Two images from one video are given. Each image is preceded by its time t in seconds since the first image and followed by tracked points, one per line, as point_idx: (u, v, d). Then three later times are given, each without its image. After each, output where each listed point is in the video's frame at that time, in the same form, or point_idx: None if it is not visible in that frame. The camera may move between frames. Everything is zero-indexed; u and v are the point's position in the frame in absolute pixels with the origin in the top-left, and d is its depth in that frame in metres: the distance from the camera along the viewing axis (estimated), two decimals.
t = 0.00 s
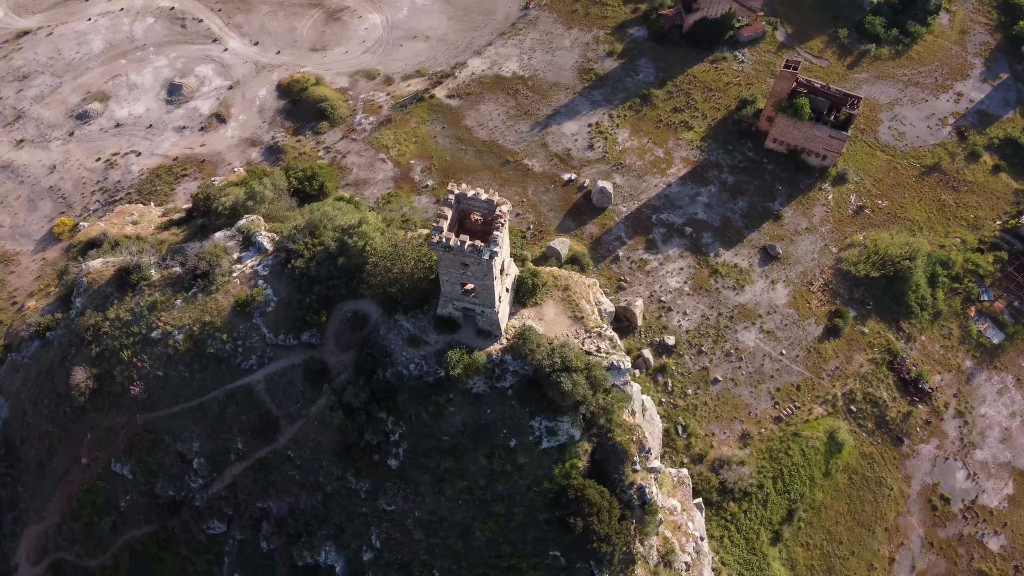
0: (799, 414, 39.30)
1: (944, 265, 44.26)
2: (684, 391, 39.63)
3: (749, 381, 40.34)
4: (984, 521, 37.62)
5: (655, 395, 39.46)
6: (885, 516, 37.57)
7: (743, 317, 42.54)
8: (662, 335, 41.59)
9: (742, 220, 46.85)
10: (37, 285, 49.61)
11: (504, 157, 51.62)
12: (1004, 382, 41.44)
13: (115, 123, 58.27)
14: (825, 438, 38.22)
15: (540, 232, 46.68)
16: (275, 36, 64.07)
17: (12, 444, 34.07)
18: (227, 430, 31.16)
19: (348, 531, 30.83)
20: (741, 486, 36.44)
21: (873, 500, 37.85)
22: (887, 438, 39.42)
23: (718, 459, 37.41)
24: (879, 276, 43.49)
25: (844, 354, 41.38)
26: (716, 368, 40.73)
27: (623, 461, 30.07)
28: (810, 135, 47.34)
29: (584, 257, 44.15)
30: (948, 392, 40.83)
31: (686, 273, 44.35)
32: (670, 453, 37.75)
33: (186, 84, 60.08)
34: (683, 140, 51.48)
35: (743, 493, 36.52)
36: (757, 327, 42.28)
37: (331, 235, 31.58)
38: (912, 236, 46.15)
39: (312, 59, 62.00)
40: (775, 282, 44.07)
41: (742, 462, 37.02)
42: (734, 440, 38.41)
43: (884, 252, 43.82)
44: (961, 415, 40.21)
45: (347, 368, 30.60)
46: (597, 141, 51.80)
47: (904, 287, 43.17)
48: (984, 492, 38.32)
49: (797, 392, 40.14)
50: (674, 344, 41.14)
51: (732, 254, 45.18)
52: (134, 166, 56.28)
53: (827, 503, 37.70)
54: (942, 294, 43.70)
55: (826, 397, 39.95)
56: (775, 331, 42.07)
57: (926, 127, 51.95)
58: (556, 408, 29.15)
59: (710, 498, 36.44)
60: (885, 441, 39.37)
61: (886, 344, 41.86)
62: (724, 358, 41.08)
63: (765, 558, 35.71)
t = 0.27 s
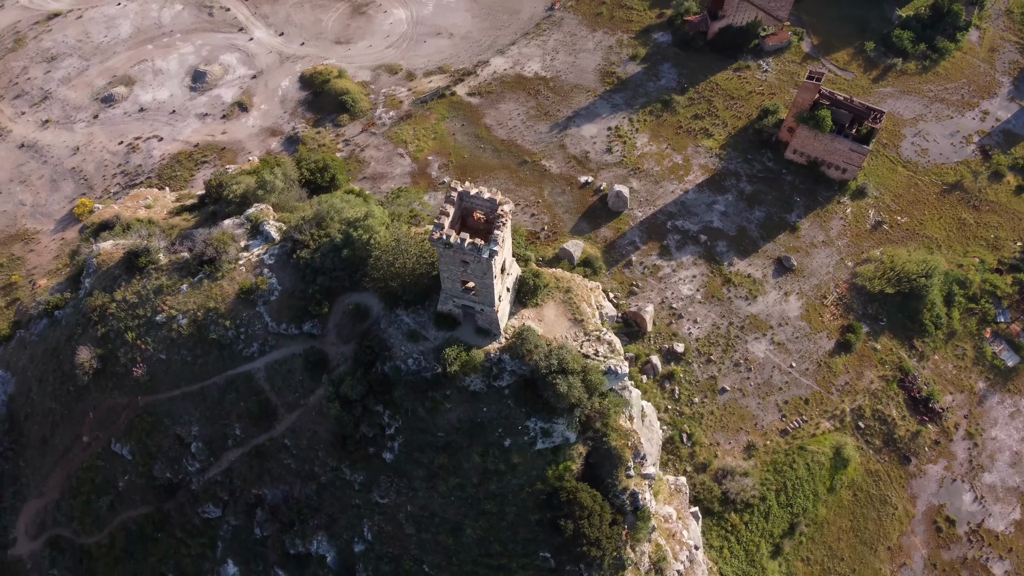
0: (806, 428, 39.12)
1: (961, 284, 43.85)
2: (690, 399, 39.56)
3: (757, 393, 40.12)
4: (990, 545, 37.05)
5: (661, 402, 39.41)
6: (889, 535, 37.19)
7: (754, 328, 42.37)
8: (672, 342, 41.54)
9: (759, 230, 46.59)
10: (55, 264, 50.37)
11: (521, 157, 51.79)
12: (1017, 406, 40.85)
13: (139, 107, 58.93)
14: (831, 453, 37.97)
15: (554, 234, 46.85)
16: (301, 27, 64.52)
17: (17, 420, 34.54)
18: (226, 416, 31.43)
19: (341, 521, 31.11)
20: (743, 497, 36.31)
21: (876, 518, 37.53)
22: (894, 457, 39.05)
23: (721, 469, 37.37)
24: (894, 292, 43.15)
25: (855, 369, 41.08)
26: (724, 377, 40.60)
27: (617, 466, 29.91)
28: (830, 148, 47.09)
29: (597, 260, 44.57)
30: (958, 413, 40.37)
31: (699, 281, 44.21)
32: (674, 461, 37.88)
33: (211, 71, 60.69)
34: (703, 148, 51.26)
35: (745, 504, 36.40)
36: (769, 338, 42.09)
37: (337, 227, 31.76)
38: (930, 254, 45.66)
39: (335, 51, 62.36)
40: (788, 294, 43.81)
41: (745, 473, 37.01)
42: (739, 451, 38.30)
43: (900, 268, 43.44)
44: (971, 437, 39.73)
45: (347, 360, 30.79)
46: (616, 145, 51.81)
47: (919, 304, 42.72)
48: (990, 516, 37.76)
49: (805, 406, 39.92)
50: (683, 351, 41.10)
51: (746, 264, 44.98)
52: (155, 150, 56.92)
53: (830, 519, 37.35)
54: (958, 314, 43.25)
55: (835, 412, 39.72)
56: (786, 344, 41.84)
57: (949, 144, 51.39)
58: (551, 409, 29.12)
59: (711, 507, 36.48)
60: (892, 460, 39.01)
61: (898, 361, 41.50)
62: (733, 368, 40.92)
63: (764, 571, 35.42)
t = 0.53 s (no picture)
0: (813, 443, 38.77)
1: (979, 305, 43.27)
2: (697, 408, 39.33)
3: (764, 405, 39.85)
4: (994, 570, 36.77)
5: (668, 410, 39.22)
6: (891, 555, 36.99)
7: (765, 339, 42.10)
8: (681, 349, 41.42)
9: (775, 241, 46.30)
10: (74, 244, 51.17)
11: (539, 157, 51.85)
12: None
13: (163, 93, 59.59)
14: (837, 469, 37.63)
15: (569, 236, 46.97)
16: (327, 20, 64.91)
17: (22, 396, 35.03)
18: (226, 401, 31.68)
19: (334, 512, 31.31)
20: (746, 509, 36.13)
21: (880, 536, 37.29)
22: (901, 476, 38.69)
23: (725, 480, 37.22)
24: (909, 310, 42.64)
25: (865, 386, 40.67)
26: (732, 388, 40.33)
27: (611, 470, 29.92)
28: (852, 161, 46.55)
29: (610, 264, 44.16)
30: (969, 435, 39.85)
31: (712, 289, 43.99)
32: (677, 469, 37.74)
33: (236, 60, 61.25)
34: (722, 156, 50.96)
35: (747, 516, 36.21)
36: (780, 350, 41.79)
37: (344, 220, 31.91)
38: (947, 272, 45.13)
39: (360, 45, 62.67)
40: (802, 306, 43.47)
41: (749, 484, 36.81)
42: (744, 462, 38.03)
43: (918, 287, 43.00)
44: (980, 460, 39.24)
45: (347, 351, 30.96)
46: (634, 149, 51.69)
47: (934, 323, 42.11)
48: (997, 541, 37.43)
49: (813, 420, 39.57)
50: (692, 360, 40.92)
51: (760, 275, 44.72)
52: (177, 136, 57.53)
53: (834, 535, 37.16)
54: (973, 335, 42.69)
55: (842, 428, 39.35)
56: (797, 357, 41.53)
57: (973, 162, 50.77)
58: (546, 411, 29.11)
59: (712, 518, 36.35)
60: (898, 479, 38.65)
61: (909, 380, 41.03)
62: (742, 379, 40.67)
63: None
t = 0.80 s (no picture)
0: (819, 458, 38.58)
1: (996, 327, 42.60)
2: (703, 417, 39.34)
3: (771, 418, 39.68)
4: None
5: (674, 417, 39.22)
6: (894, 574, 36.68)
7: (775, 352, 41.88)
8: (690, 358, 41.33)
9: (790, 253, 45.99)
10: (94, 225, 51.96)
11: (558, 159, 51.97)
12: None
13: (188, 79, 60.27)
14: (842, 486, 37.23)
15: (583, 239, 47.01)
16: (353, 13, 65.26)
17: (29, 372, 35.56)
18: (227, 387, 31.97)
19: (328, 502, 31.50)
20: (747, 522, 36.02)
21: (882, 556, 37.02)
22: (907, 496, 38.31)
23: (727, 491, 37.24)
24: (924, 329, 42.11)
25: (875, 404, 40.28)
26: (740, 399, 40.21)
27: (604, 475, 29.82)
28: (872, 176, 46.29)
29: (623, 269, 44.02)
30: (978, 459, 39.37)
31: (725, 299, 43.82)
32: (680, 478, 37.76)
33: (261, 50, 61.78)
34: (742, 165, 50.65)
35: (748, 529, 36.10)
36: (790, 363, 41.55)
37: (351, 212, 32.08)
38: (965, 293, 44.52)
39: (384, 40, 62.95)
40: (814, 320, 43.17)
41: (751, 497, 36.69)
42: (748, 474, 37.94)
43: (934, 306, 42.49)
44: (989, 484, 38.74)
45: (347, 343, 31.16)
46: (653, 155, 51.55)
47: (949, 342, 41.67)
48: (1002, 567, 36.96)
49: (820, 436, 39.34)
50: (701, 369, 40.81)
51: (775, 286, 44.43)
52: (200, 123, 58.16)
53: (835, 552, 36.95)
54: (988, 357, 42.08)
55: (849, 445, 39.05)
56: (807, 370, 41.26)
57: (998, 183, 50.01)
58: (541, 412, 28.92)
59: (714, 528, 36.28)
60: (904, 499, 38.28)
61: (921, 400, 40.56)
62: (750, 391, 40.49)
63: None
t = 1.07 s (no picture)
0: (824, 474, 38.24)
1: (1012, 351, 41.74)
2: (709, 427, 39.12)
3: (779, 431, 39.39)
4: None
5: (680, 426, 39.11)
6: None
7: (786, 365, 41.58)
8: (699, 366, 41.20)
9: (806, 266, 45.67)
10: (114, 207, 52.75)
11: (577, 161, 52.04)
12: None
13: (214, 67, 60.92)
14: (846, 503, 36.94)
15: (598, 242, 46.96)
16: (380, 8, 65.56)
17: (38, 349, 36.10)
18: (228, 372, 32.26)
19: (323, 492, 31.71)
20: (747, 534, 35.90)
21: None
22: (912, 517, 37.80)
23: (730, 502, 37.02)
24: (938, 349, 41.66)
25: (884, 422, 39.93)
26: (747, 411, 39.94)
27: (597, 480, 29.88)
28: (892, 193, 45.68)
29: (637, 274, 43.46)
30: (987, 483, 38.76)
31: (738, 309, 43.58)
32: (684, 486, 37.72)
33: (288, 41, 62.34)
34: (762, 176, 50.36)
35: (748, 541, 35.95)
36: (800, 376, 41.28)
37: (359, 205, 32.22)
38: (983, 315, 43.82)
39: (410, 35, 63.22)
40: (827, 334, 42.86)
41: (754, 509, 36.54)
42: (752, 486, 37.69)
43: (949, 327, 41.98)
44: (996, 510, 38.14)
45: (348, 335, 31.29)
46: (673, 161, 51.38)
47: (963, 364, 40.94)
48: None
49: (827, 451, 39.03)
50: (710, 378, 40.69)
51: (788, 299, 44.17)
52: (224, 111, 58.79)
53: (835, 569, 36.60)
54: (1003, 382, 41.37)
55: (856, 462, 38.69)
56: (817, 385, 40.95)
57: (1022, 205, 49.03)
58: (536, 413, 28.89)
59: (714, 539, 36.30)
60: (909, 520, 37.76)
61: (931, 421, 40.13)
62: (759, 404, 40.22)
63: None
